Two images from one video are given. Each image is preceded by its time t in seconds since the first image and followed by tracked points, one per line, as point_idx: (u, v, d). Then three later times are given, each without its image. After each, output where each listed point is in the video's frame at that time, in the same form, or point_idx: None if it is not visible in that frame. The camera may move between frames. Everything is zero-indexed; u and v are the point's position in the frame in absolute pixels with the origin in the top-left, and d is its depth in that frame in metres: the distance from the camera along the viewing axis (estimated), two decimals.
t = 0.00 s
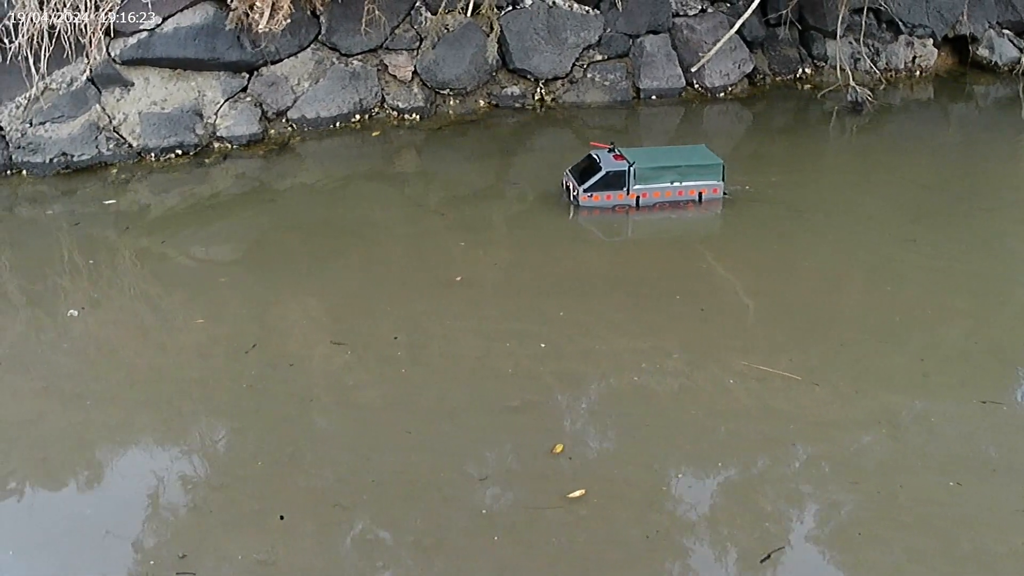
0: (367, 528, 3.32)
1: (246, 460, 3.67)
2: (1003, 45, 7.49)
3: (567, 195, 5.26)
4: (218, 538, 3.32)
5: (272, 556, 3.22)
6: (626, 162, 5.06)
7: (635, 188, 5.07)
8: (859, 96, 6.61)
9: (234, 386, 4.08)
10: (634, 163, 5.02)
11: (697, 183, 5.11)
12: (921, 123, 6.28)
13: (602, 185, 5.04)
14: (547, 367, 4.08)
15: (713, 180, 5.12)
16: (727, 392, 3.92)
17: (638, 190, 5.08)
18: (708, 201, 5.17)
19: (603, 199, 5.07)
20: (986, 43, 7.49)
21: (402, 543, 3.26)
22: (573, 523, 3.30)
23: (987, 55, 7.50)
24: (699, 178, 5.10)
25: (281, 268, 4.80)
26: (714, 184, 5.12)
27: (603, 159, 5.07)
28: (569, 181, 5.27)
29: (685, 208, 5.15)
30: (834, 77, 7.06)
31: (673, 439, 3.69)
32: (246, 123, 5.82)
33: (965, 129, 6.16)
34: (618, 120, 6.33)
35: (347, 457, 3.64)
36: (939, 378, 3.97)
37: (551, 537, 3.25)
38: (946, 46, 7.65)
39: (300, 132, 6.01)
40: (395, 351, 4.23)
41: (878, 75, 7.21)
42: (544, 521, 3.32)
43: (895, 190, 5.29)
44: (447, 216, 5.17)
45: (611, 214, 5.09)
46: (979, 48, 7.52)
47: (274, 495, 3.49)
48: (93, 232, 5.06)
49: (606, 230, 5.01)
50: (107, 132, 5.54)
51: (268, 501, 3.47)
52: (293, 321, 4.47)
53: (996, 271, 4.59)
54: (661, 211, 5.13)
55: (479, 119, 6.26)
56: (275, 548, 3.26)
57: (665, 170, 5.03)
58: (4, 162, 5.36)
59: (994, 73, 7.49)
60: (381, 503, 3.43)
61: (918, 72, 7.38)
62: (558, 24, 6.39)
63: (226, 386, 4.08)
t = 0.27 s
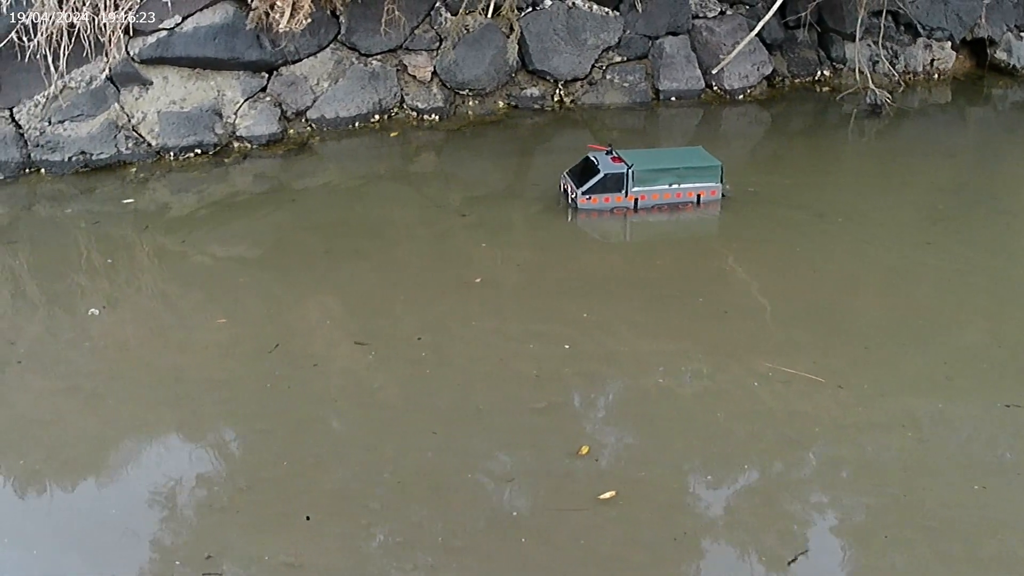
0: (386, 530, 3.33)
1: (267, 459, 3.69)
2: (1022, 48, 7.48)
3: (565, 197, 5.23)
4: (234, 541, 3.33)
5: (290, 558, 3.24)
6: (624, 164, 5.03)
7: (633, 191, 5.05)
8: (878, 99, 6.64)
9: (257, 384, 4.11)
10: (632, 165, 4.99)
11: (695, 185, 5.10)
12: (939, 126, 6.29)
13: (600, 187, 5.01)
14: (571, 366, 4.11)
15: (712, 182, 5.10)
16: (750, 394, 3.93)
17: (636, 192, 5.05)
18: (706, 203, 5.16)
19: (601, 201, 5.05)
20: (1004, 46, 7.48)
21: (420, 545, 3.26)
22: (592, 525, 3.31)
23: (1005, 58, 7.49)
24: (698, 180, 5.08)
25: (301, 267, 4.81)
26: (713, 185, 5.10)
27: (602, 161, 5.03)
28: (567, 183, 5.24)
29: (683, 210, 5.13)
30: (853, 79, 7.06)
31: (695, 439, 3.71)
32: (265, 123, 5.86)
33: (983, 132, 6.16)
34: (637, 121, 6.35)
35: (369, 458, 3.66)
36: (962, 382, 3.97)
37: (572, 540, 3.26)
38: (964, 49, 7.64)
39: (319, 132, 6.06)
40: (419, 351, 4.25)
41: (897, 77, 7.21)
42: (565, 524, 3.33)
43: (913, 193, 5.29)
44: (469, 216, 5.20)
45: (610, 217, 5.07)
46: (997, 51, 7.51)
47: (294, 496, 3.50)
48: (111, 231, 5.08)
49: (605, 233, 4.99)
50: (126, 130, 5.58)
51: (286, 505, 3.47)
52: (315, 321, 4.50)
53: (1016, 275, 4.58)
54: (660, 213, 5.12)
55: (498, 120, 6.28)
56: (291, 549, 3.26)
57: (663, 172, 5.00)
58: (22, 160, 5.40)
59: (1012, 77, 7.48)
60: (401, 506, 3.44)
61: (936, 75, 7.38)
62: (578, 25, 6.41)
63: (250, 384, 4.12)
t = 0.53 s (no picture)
0: (402, 528, 3.36)
1: (286, 458, 3.73)
2: None
3: (564, 199, 5.27)
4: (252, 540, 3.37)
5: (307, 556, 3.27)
6: (623, 166, 5.09)
7: (632, 192, 5.10)
8: (898, 102, 6.59)
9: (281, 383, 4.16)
10: (631, 167, 5.05)
11: (694, 186, 5.16)
12: (957, 128, 6.29)
13: (599, 189, 5.07)
14: (596, 367, 4.13)
15: (710, 183, 5.16)
16: (774, 395, 3.94)
17: (635, 194, 5.11)
18: (704, 203, 5.21)
19: (600, 203, 5.10)
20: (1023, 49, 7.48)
21: (436, 545, 3.29)
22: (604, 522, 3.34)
23: None
24: (696, 181, 5.14)
25: (319, 267, 4.84)
26: (711, 187, 5.17)
27: (600, 163, 5.09)
28: (565, 185, 5.28)
29: (681, 212, 5.19)
30: (872, 81, 7.08)
31: (716, 438, 3.73)
32: (286, 122, 5.90)
33: (1002, 135, 6.16)
34: (656, 121, 6.38)
35: (390, 457, 3.69)
36: (985, 384, 3.97)
37: (586, 537, 3.29)
38: (982, 52, 7.64)
39: (339, 131, 6.10)
40: (442, 351, 4.28)
41: (915, 79, 7.22)
42: (580, 522, 3.36)
43: (932, 195, 5.30)
44: (489, 217, 5.23)
45: (608, 219, 5.11)
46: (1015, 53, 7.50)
47: (312, 495, 3.53)
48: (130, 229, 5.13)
49: (604, 235, 5.03)
50: (146, 128, 5.62)
51: (305, 502, 3.51)
52: (336, 321, 4.53)
53: None
54: (658, 214, 5.17)
55: (518, 120, 6.32)
56: (306, 549, 3.29)
57: (662, 173, 5.06)
58: (43, 159, 5.43)
59: None
60: (418, 503, 3.47)
61: (954, 77, 7.40)
62: (598, 26, 6.42)
63: (272, 383, 4.16)
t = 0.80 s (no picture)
0: (424, 525, 3.36)
1: (304, 452, 3.75)
2: None
3: (562, 198, 5.26)
4: (265, 535, 3.38)
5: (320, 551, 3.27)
6: (622, 165, 5.08)
7: (632, 191, 5.09)
8: (918, 101, 6.53)
9: (302, 378, 4.16)
10: (630, 166, 5.04)
11: (693, 186, 5.15)
12: (979, 128, 6.27)
13: (598, 188, 5.06)
14: (619, 366, 4.12)
15: (709, 181, 5.16)
16: (798, 394, 3.93)
17: (634, 193, 5.10)
18: (704, 202, 5.21)
19: (599, 202, 5.09)
20: None
21: (451, 543, 3.28)
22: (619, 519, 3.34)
23: None
24: (696, 180, 5.14)
25: (338, 263, 4.86)
26: (710, 185, 5.16)
27: (598, 162, 5.08)
28: (563, 184, 5.28)
29: (681, 210, 5.19)
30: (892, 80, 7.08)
31: (740, 437, 3.72)
32: (306, 118, 5.96)
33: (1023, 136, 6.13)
34: (677, 119, 6.40)
35: (409, 453, 3.70)
36: (1010, 386, 3.94)
37: (599, 535, 3.29)
38: (1004, 52, 7.61)
39: (360, 128, 6.15)
40: (466, 348, 4.27)
41: (935, 79, 7.22)
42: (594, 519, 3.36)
43: (951, 196, 5.29)
44: (511, 214, 5.24)
45: (607, 218, 5.11)
46: None
47: (328, 490, 3.54)
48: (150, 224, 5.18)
49: (603, 234, 5.03)
50: (166, 124, 5.71)
51: (319, 498, 3.51)
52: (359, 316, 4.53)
53: None
54: (657, 213, 5.17)
55: (538, 118, 6.37)
56: (318, 544, 3.30)
57: (661, 172, 5.06)
58: (63, 153, 5.54)
59: None
60: (432, 499, 3.48)
61: (974, 78, 7.40)
62: (619, 24, 6.47)
63: (293, 379, 4.16)
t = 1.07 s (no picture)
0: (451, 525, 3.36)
1: (332, 450, 3.75)
2: None
3: (570, 199, 5.29)
4: (287, 535, 3.37)
5: (343, 550, 3.27)
6: (631, 166, 5.11)
7: (640, 192, 5.12)
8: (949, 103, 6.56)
9: (334, 378, 4.17)
10: (639, 166, 5.07)
11: (702, 186, 5.18)
12: (1011, 130, 6.22)
13: (606, 189, 5.08)
14: (653, 366, 4.10)
15: (719, 182, 5.19)
16: (833, 396, 3.92)
17: (643, 194, 5.13)
18: (712, 203, 5.24)
19: (607, 203, 5.11)
20: None
21: (480, 541, 3.28)
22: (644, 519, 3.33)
23: None
24: (705, 181, 5.17)
25: (368, 260, 4.90)
26: (719, 186, 5.19)
27: (607, 163, 5.11)
28: (571, 185, 5.30)
29: (690, 211, 5.21)
30: (923, 82, 7.05)
31: (772, 437, 3.72)
32: (338, 116, 6.11)
33: None
34: (708, 119, 6.43)
35: (439, 451, 3.70)
36: None
37: (624, 540, 3.26)
38: None
39: (391, 125, 6.30)
40: (501, 348, 4.27)
41: (966, 81, 7.20)
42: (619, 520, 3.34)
43: (979, 199, 5.26)
44: (544, 213, 5.26)
45: (616, 219, 5.13)
46: None
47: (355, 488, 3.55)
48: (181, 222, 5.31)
49: (611, 235, 5.04)
50: (197, 121, 5.87)
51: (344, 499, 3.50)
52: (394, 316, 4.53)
53: None
54: (666, 214, 5.19)
55: (568, 117, 6.49)
56: (340, 542, 3.30)
57: (670, 173, 5.08)
58: (94, 150, 5.74)
59: None
60: (458, 499, 3.47)
61: (1006, 79, 7.36)
62: (650, 24, 6.54)
63: (324, 379, 4.17)
